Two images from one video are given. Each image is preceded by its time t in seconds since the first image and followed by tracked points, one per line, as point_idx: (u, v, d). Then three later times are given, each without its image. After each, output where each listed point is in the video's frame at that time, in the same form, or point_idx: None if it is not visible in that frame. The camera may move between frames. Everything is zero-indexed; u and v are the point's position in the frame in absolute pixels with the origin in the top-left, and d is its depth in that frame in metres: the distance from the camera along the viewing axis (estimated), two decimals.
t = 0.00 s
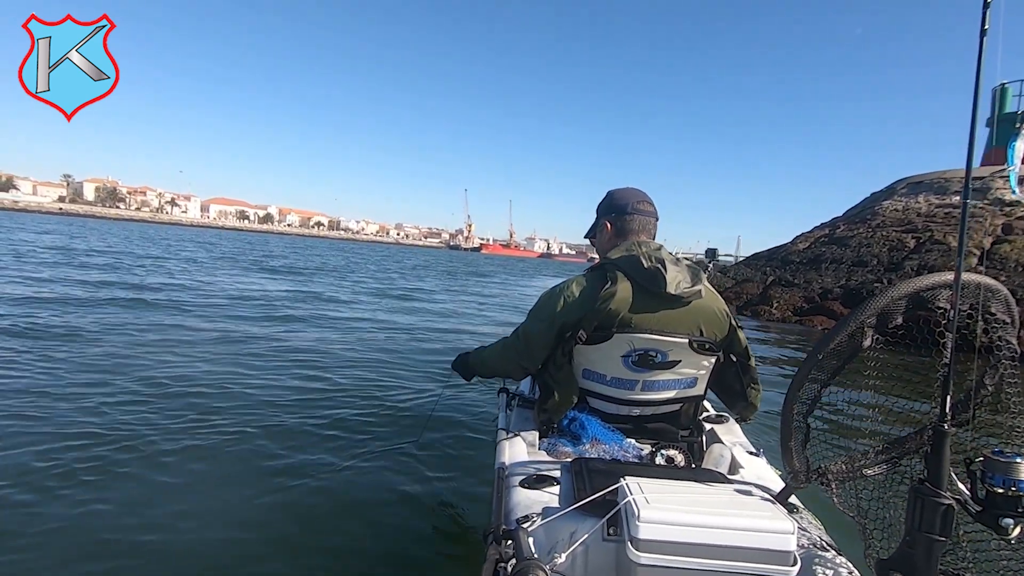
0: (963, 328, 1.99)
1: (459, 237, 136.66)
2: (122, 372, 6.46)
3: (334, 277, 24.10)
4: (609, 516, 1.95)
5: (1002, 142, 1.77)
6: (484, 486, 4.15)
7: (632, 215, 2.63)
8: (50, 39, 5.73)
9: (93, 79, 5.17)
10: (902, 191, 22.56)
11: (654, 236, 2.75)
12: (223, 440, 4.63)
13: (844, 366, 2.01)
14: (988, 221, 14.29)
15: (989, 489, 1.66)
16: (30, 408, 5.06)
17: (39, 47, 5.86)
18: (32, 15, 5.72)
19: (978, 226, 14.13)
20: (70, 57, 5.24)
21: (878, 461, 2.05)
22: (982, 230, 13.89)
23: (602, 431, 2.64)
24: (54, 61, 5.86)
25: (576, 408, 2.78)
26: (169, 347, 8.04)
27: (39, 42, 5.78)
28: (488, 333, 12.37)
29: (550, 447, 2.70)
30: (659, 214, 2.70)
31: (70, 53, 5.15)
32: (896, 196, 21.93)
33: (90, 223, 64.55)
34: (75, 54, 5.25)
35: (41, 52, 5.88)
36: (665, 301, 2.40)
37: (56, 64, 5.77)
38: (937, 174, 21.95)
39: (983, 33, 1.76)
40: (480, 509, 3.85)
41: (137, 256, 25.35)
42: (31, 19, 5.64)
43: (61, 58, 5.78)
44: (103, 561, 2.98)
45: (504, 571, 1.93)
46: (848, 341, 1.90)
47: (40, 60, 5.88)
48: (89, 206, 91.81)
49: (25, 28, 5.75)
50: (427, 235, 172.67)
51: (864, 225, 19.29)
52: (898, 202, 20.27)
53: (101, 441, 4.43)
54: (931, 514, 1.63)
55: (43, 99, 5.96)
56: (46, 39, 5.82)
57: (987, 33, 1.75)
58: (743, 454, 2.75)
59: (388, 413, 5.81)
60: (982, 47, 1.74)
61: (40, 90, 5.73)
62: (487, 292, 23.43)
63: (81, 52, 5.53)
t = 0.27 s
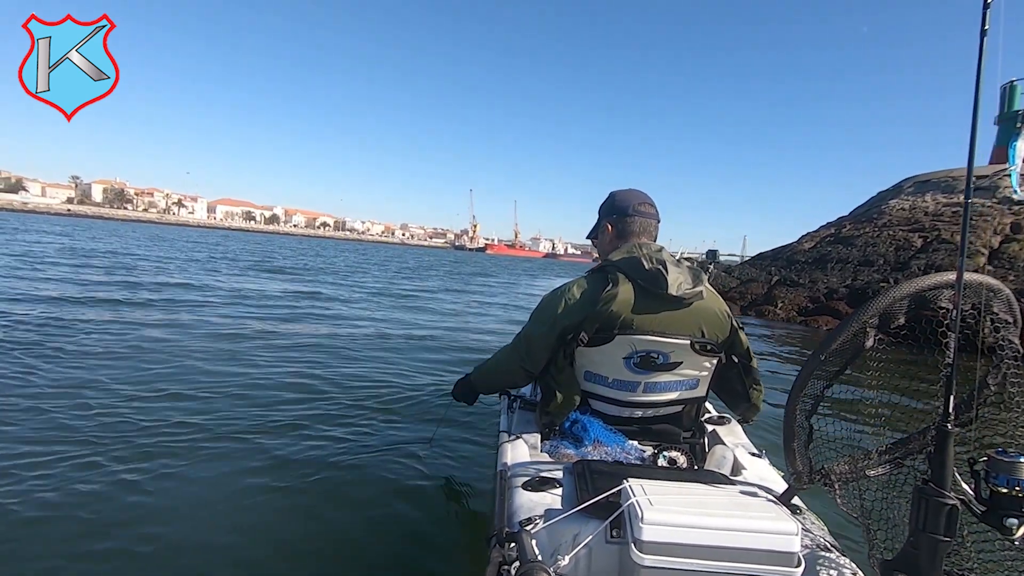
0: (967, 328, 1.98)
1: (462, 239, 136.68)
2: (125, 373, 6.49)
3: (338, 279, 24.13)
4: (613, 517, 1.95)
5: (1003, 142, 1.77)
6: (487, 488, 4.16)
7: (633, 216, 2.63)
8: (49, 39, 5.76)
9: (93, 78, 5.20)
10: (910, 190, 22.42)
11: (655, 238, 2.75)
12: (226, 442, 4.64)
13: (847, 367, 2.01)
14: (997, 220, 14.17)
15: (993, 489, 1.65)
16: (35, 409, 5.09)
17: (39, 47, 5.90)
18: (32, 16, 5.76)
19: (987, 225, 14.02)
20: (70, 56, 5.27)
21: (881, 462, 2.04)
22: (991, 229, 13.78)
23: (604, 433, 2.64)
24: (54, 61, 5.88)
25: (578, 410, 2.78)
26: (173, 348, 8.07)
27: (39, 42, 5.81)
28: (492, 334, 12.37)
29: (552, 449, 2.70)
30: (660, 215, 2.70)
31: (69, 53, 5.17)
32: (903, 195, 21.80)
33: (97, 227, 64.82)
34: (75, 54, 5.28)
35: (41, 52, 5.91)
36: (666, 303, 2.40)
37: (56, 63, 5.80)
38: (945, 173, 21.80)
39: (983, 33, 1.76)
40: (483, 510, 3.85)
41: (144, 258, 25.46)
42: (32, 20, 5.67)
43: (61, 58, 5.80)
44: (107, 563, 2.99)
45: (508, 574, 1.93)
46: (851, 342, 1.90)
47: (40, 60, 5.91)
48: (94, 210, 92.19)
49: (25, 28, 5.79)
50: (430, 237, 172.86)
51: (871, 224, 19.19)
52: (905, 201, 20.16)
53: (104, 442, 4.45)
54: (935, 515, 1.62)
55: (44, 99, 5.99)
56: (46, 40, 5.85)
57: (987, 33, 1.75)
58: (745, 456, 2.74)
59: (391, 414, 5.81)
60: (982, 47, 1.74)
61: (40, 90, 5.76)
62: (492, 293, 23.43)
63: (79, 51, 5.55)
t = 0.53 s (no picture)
0: (963, 325, 1.99)
1: (462, 240, 136.59)
2: (126, 373, 6.49)
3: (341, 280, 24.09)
4: (613, 517, 1.95)
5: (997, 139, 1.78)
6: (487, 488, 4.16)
7: (631, 216, 2.63)
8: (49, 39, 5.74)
9: (93, 79, 5.19)
10: (918, 190, 22.29)
11: (654, 237, 2.75)
12: (226, 441, 4.64)
13: (844, 364, 2.02)
14: (1005, 221, 14.08)
15: (992, 485, 1.66)
16: (37, 408, 5.10)
17: (39, 47, 5.89)
18: (32, 16, 5.75)
19: (995, 225, 13.94)
20: (70, 56, 5.26)
21: (880, 459, 2.05)
22: (1000, 230, 13.69)
23: (603, 433, 2.65)
24: (54, 61, 5.88)
25: (577, 409, 2.78)
26: (174, 347, 8.07)
27: (38, 42, 5.80)
28: (495, 334, 12.34)
29: (551, 449, 2.70)
30: (658, 214, 2.70)
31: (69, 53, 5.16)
32: (910, 196, 21.70)
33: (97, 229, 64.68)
34: (76, 54, 5.27)
35: (42, 52, 5.90)
36: (664, 302, 2.40)
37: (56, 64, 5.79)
38: (952, 173, 21.68)
39: (977, 31, 1.76)
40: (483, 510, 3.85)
41: (147, 258, 25.45)
42: (32, 19, 5.67)
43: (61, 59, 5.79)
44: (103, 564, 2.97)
45: (508, 574, 1.92)
46: (848, 340, 1.91)
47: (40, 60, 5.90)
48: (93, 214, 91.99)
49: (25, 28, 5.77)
50: (429, 239, 172.77)
51: (878, 225, 19.12)
52: (912, 201, 20.08)
53: (105, 441, 4.45)
54: (934, 512, 1.63)
55: (44, 100, 5.98)
56: (46, 40, 5.84)
57: (981, 30, 1.76)
58: (744, 455, 2.74)
59: (392, 415, 5.81)
60: (976, 45, 1.75)
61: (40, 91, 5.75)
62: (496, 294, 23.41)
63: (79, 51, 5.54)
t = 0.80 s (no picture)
0: (963, 325, 1.99)
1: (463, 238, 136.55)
2: (128, 370, 6.50)
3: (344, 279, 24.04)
4: (612, 517, 1.95)
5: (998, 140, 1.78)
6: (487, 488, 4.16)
7: (631, 215, 2.63)
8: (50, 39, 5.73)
9: (93, 78, 5.18)
10: (927, 190, 22.14)
11: (654, 236, 2.75)
12: (226, 439, 4.65)
13: (844, 364, 2.02)
14: (1016, 221, 13.97)
15: (990, 485, 1.66)
16: (39, 404, 5.13)
17: (39, 47, 5.88)
18: (32, 16, 5.73)
19: (1005, 226, 13.84)
20: (70, 56, 5.25)
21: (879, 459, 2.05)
22: (1010, 231, 13.58)
23: (602, 432, 2.65)
24: (54, 61, 5.86)
25: (576, 408, 2.78)
26: (176, 345, 8.09)
27: (38, 42, 5.79)
28: (498, 334, 12.33)
29: (551, 448, 2.70)
30: (659, 214, 2.70)
31: (69, 53, 5.15)
32: (919, 196, 21.56)
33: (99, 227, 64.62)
34: (76, 54, 5.26)
35: (41, 52, 5.89)
36: (664, 301, 2.40)
37: (56, 64, 5.78)
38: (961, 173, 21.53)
39: (978, 31, 1.76)
40: (483, 509, 3.85)
41: (151, 256, 25.44)
42: (32, 19, 5.65)
43: (61, 59, 5.78)
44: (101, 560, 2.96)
45: (508, 574, 1.92)
46: (847, 340, 1.91)
47: (40, 60, 5.89)
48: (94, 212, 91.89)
49: (25, 28, 5.76)
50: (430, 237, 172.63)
51: (885, 225, 19.02)
52: (920, 201, 19.98)
53: (105, 437, 4.46)
54: (933, 511, 1.63)
55: (44, 100, 5.97)
56: (46, 39, 5.83)
57: (982, 30, 1.76)
58: (744, 454, 2.75)
59: (392, 413, 5.81)
60: (977, 45, 1.75)
61: (40, 91, 5.74)
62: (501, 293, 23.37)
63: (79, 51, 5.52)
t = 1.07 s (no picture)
0: (963, 326, 1.98)
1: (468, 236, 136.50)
2: (132, 368, 6.54)
3: (350, 277, 24.08)
4: (610, 514, 1.95)
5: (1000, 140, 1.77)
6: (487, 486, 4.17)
7: (633, 213, 2.63)
8: (50, 38, 5.75)
9: (93, 78, 5.19)
10: (935, 191, 22.02)
11: (655, 234, 2.75)
12: (227, 436, 4.67)
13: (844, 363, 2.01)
14: None
15: (988, 484, 1.66)
16: (44, 402, 5.18)
17: (39, 47, 5.90)
18: (32, 16, 5.74)
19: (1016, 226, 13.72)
20: (69, 56, 5.27)
21: (878, 459, 2.05)
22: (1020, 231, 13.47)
23: (601, 429, 2.65)
24: (54, 61, 5.88)
25: (576, 405, 2.78)
26: (180, 343, 8.14)
27: (38, 42, 5.81)
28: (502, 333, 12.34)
29: (550, 445, 2.70)
30: (660, 212, 2.70)
31: (69, 53, 5.16)
32: (927, 196, 21.43)
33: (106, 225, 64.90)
34: (75, 53, 5.27)
35: (42, 52, 5.90)
36: (665, 299, 2.40)
37: (56, 64, 5.80)
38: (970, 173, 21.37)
39: (982, 30, 1.76)
40: (483, 505, 3.86)
41: (158, 256, 25.56)
42: (31, 18, 5.66)
43: (62, 58, 5.79)
44: (102, 557, 2.98)
45: (505, 569, 1.93)
46: (848, 339, 1.91)
47: (40, 60, 5.91)
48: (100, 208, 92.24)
49: (25, 28, 5.78)
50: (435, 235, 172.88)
51: (894, 225, 18.91)
52: (929, 202, 19.85)
53: (108, 435, 4.49)
54: (931, 511, 1.63)
55: (45, 99, 5.98)
56: (46, 39, 5.84)
57: (985, 29, 1.75)
58: (742, 453, 2.75)
59: (394, 411, 5.82)
60: (981, 43, 1.75)
61: (40, 90, 5.75)
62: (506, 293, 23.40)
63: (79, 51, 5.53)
